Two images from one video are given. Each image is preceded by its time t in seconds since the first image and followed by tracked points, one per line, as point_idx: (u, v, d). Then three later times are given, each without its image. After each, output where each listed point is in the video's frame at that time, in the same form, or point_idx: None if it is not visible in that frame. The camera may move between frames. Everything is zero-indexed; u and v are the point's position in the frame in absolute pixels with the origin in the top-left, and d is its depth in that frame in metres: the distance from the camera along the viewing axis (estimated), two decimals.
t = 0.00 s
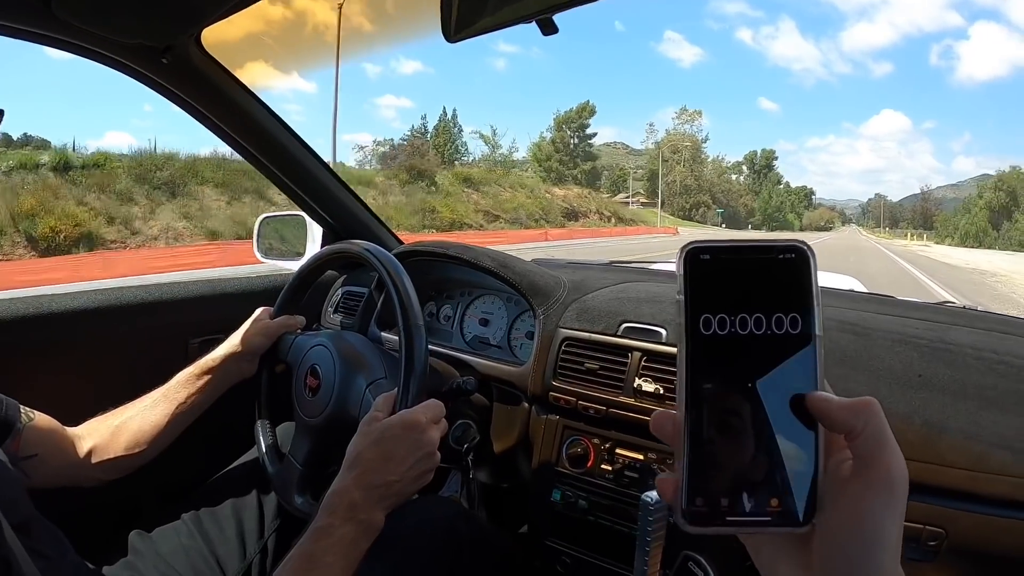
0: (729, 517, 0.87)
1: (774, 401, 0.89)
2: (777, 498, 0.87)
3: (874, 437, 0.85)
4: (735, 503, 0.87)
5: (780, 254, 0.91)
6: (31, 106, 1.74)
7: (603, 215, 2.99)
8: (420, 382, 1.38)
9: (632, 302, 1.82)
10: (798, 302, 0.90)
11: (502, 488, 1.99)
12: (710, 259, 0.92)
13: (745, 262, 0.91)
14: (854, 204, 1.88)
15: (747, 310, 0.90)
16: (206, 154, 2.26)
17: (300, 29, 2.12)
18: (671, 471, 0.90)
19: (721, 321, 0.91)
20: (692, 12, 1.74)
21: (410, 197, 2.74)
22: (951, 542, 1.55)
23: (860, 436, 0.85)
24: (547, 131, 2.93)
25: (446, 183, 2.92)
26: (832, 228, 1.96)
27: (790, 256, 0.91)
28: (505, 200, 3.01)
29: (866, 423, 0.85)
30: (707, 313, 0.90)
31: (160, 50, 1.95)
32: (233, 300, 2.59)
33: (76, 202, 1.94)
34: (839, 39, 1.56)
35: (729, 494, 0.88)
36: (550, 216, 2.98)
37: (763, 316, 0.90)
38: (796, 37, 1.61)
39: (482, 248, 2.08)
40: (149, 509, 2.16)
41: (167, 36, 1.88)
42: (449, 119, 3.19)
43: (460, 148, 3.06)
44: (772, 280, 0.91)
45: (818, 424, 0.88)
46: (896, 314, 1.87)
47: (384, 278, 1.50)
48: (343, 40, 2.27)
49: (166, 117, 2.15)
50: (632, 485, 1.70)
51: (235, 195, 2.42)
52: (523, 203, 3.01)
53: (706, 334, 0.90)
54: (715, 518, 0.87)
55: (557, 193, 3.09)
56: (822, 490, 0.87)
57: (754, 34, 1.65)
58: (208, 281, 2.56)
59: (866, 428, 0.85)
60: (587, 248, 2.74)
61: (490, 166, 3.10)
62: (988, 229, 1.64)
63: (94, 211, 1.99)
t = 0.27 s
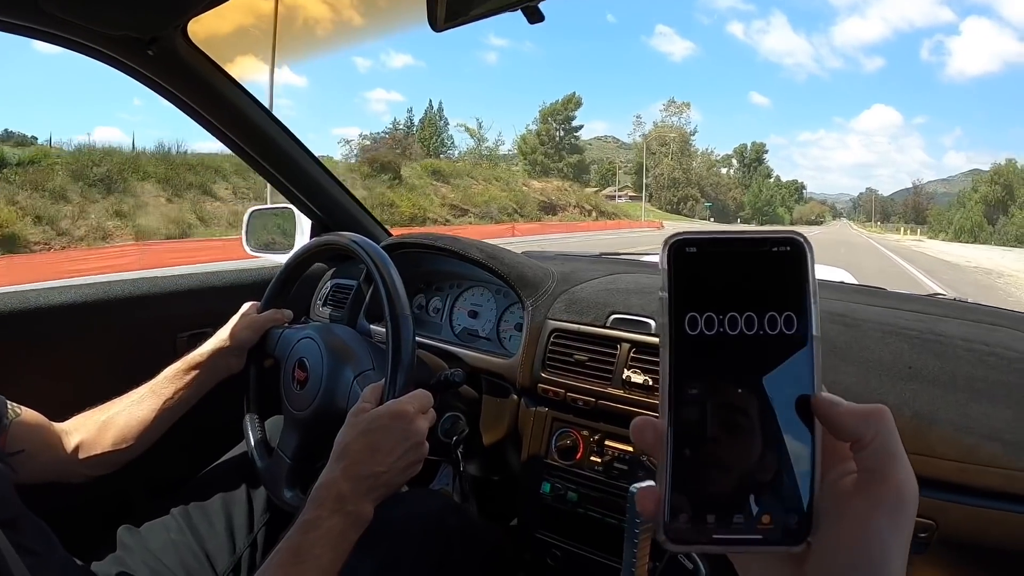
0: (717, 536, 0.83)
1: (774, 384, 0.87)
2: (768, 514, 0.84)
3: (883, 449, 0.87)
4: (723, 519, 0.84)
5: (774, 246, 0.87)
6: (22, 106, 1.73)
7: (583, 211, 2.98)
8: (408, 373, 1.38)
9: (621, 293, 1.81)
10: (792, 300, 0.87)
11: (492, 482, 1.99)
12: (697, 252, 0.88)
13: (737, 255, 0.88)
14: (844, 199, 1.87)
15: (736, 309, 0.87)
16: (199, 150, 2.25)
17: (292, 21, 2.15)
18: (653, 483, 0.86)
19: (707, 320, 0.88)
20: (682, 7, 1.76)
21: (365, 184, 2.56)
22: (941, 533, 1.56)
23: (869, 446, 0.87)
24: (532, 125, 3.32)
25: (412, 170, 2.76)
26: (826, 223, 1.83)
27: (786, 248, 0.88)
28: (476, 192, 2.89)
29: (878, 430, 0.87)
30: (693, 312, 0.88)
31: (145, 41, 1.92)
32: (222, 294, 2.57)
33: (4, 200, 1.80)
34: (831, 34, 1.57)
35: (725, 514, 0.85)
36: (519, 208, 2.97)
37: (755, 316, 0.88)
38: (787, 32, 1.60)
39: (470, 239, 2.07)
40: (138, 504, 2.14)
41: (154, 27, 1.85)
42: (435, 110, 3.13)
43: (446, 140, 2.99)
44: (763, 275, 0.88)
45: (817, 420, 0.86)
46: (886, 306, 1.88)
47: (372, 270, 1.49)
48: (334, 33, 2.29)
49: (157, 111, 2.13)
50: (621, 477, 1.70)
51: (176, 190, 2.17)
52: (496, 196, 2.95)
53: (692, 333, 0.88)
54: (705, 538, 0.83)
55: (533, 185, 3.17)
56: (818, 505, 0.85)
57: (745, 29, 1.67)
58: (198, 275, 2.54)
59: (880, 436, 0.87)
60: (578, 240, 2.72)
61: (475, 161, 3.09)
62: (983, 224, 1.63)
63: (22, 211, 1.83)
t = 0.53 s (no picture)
0: (713, 557, 0.84)
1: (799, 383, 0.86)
2: (771, 535, 0.84)
3: (895, 465, 0.84)
4: (723, 540, 0.84)
5: (774, 243, 0.86)
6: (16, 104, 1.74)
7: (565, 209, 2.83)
8: (402, 368, 1.36)
9: (615, 288, 1.81)
10: (793, 301, 0.87)
11: (486, 478, 1.98)
12: (689, 251, 0.88)
13: (734, 254, 0.87)
14: (839, 195, 1.85)
15: (732, 312, 0.87)
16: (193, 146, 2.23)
17: (284, 17, 2.11)
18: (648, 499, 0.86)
19: (701, 325, 0.87)
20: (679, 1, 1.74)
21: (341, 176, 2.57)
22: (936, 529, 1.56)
23: (880, 463, 0.84)
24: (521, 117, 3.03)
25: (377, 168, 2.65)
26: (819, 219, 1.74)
27: (786, 244, 0.87)
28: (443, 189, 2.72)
29: (889, 447, 0.83)
30: (686, 316, 0.87)
31: (135, 34, 1.90)
32: (214, 289, 2.55)
33: None
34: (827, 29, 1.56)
35: (740, 519, 0.85)
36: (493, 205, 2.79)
37: (753, 318, 0.87)
38: (782, 27, 1.60)
39: (463, 234, 2.06)
40: (131, 502, 2.12)
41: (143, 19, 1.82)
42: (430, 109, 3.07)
43: (436, 137, 2.80)
44: (760, 272, 0.87)
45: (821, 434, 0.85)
46: (881, 301, 1.87)
47: (365, 266, 1.48)
48: (327, 28, 2.24)
49: (150, 107, 2.11)
50: (616, 473, 1.69)
51: (116, 187, 2.04)
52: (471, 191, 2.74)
53: (685, 339, 0.87)
54: (704, 559, 0.84)
55: (513, 179, 2.97)
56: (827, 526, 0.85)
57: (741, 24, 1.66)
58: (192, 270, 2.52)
59: (891, 452, 0.83)
60: (573, 236, 2.70)
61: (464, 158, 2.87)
62: (982, 221, 1.63)
63: None
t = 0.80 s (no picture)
0: (722, 558, 0.83)
1: (779, 384, 0.85)
2: (778, 535, 0.83)
3: (903, 466, 0.84)
4: (728, 541, 0.83)
5: (784, 238, 0.86)
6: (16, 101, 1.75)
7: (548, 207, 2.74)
8: (402, 367, 1.36)
9: (617, 287, 1.80)
10: (802, 298, 0.86)
11: (486, 476, 1.98)
12: (697, 244, 0.87)
13: (743, 248, 0.86)
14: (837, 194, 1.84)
15: (740, 308, 0.86)
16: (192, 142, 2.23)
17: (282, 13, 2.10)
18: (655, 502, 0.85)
19: (708, 320, 0.86)
20: None
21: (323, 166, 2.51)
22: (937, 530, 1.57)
23: (888, 464, 0.84)
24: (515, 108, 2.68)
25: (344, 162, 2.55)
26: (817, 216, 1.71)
27: (796, 239, 0.86)
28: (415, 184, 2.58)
29: (895, 448, 0.83)
30: (694, 312, 0.86)
31: (134, 30, 1.89)
32: (214, 287, 2.55)
33: None
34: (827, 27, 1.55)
35: (721, 520, 0.84)
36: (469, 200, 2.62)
37: (762, 314, 0.86)
38: (781, 26, 1.59)
39: (464, 231, 2.05)
40: (130, 500, 2.12)
41: (142, 15, 1.81)
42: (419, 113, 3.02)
43: (428, 131, 2.59)
44: (769, 266, 0.86)
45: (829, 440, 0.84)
46: (883, 301, 1.86)
47: (365, 262, 1.47)
48: (325, 25, 2.23)
49: (150, 102, 2.10)
50: (616, 472, 1.69)
51: (59, 184, 1.99)
52: (447, 185, 2.58)
53: (693, 335, 0.86)
54: (710, 559, 0.83)
55: (496, 175, 2.68)
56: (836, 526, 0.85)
57: (740, 21, 1.65)
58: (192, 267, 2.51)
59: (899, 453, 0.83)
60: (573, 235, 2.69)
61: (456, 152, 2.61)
62: (986, 221, 1.63)
63: None
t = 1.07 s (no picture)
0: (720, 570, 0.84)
1: (761, 367, 0.85)
2: (774, 549, 0.85)
3: (872, 482, 0.85)
4: (727, 554, 0.84)
5: (786, 256, 0.86)
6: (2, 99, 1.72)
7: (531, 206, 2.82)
8: (398, 365, 1.35)
9: (614, 284, 1.80)
10: (806, 319, 0.85)
11: (484, 475, 1.98)
12: (701, 260, 0.86)
13: (747, 265, 0.86)
14: (836, 190, 1.84)
15: (743, 325, 0.85)
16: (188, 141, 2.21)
17: (279, 11, 2.09)
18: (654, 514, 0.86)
19: (711, 337, 0.85)
20: None
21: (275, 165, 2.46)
22: (936, 527, 1.57)
23: (860, 478, 0.85)
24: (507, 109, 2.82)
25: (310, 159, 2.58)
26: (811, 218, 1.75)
27: (799, 258, 0.86)
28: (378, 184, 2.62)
29: (863, 465, 0.84)
30: (697, 329, 0.85)
31: (129, 28, 1.87)
32: (210, 286, 2.54)
33: None
34: (824, 26, 1.55)
35: (705, 505, 0.86)
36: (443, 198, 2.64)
37: (764, 333, 0.85)
38: (779, 24, 1.58)
39: (460, 230, 2.04)
40: (127, 500, 2.11)
41: (137, 13, 1.80)
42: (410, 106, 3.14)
43: (420, 129, 2.73)
44: (773, 282, 0.86)
45: (827, 462, 0.85)
46: (881, 297, 1.86)
47: (361, 261, 1.46)
48: (323, 23, 2.22)
49: (145, 101, 2.10)
50: (615, 470, 1.68)
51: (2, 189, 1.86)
52: (419, 184, 2.65)
53: (695, 351, 0.85)
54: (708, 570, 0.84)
55: (477, 173, 2.89)
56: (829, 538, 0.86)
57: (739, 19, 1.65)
58: (188, 266, 2.51)
59: (867, 469, 0.85)
60: (571, 231, 2.69)
61: (448, 151, 2.79)
62: (989, 219, 1.64)
63: None
